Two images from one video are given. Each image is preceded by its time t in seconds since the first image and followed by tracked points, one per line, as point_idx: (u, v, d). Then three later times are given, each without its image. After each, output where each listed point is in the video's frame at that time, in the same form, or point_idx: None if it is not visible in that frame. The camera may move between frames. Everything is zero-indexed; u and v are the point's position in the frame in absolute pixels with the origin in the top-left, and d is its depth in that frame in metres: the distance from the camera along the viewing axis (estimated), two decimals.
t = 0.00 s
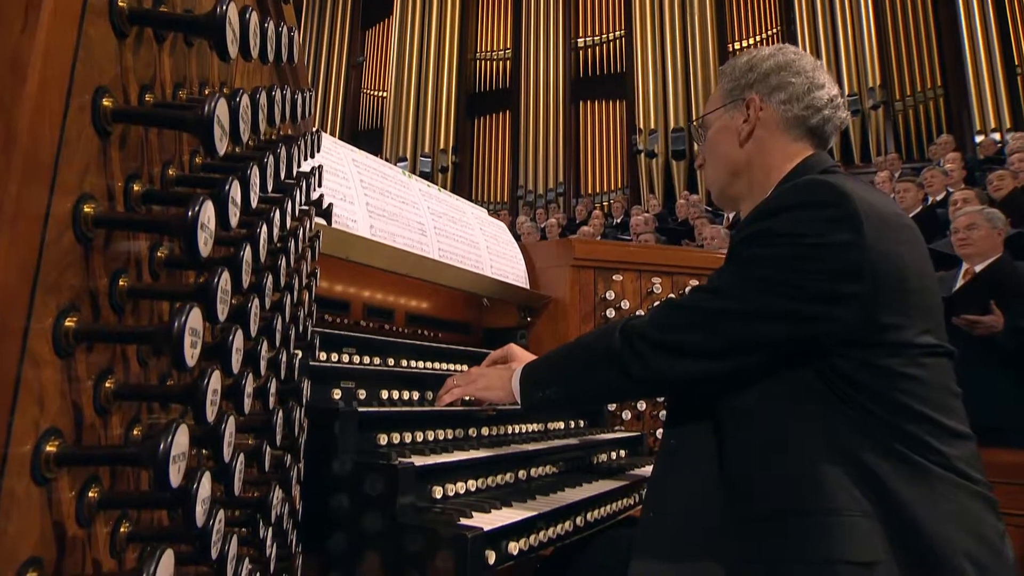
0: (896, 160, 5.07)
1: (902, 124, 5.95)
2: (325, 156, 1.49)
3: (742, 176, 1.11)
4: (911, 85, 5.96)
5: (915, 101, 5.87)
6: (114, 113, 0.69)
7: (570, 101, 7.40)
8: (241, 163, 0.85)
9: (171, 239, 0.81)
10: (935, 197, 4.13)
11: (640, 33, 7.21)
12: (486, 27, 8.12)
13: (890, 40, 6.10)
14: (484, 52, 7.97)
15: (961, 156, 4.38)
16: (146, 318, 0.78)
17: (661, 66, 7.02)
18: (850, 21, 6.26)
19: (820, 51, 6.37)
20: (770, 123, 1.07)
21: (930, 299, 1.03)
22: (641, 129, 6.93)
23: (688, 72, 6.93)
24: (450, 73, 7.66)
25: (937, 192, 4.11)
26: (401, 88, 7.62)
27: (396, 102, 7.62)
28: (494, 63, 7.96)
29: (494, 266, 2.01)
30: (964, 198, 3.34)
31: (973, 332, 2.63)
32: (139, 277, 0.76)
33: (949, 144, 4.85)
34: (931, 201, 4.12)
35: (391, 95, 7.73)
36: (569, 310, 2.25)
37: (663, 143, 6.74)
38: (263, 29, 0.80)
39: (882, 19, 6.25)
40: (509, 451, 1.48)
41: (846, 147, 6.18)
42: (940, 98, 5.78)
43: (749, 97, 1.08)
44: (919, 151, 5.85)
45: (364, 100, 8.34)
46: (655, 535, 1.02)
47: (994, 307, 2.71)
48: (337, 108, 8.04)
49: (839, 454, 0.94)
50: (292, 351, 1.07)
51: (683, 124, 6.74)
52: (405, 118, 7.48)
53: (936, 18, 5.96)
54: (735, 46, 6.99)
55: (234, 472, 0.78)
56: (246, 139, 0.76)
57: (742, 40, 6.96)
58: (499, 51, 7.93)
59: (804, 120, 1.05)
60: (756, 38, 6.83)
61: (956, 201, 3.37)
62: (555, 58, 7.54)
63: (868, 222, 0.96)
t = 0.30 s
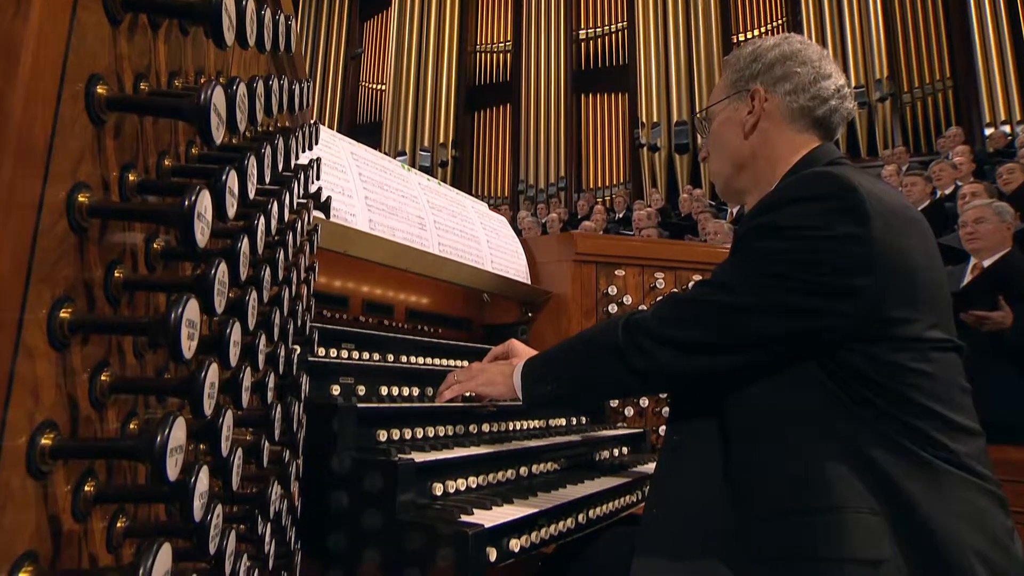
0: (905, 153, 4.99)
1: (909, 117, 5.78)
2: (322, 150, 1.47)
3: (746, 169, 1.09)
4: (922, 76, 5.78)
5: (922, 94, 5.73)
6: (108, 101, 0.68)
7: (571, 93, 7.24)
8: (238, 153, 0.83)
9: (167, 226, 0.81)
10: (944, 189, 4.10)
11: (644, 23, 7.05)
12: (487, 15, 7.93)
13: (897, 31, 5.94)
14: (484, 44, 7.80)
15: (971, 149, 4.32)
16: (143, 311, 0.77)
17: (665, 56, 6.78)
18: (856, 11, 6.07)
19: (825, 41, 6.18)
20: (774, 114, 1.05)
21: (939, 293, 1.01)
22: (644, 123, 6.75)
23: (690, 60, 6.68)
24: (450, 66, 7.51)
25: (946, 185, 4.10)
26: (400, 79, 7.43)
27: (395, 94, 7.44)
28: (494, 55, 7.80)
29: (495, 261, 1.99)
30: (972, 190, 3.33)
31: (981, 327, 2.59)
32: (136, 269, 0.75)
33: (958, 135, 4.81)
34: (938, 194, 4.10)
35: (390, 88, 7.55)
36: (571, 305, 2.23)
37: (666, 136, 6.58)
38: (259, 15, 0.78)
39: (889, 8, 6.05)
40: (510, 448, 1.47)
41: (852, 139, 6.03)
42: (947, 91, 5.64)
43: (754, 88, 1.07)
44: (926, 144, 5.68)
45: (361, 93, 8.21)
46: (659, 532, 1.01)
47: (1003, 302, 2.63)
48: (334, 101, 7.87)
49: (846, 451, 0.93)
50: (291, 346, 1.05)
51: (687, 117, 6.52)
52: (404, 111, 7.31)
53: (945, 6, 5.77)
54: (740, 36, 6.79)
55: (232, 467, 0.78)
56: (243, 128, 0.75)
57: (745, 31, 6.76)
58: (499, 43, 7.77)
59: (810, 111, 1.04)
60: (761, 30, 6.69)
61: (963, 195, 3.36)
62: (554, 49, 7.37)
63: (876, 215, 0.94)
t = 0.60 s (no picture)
0: (913, 146, 4.94)
1: (920, 109, 5.65)
2: (321, 142, 1.46)
3: (753, 160, 1.08)
4: (932, 67, 5.64)
5: (933, 85, 5.61)
6: (102, 87, 0.66)
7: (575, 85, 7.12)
8: (235, 143, 0.82)
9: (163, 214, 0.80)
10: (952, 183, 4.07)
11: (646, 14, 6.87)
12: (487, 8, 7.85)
13: (909, 20, 5.79)
14: (484, 36, 7.69)
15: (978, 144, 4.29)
16: (140, 302, 0.76)
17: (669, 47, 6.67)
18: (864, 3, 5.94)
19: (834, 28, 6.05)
20: (781, 105, 1.04)
21: (948, 286, 1.00)
22: (647, 116, 6.57)
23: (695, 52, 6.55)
24: (450, 59, 7.42)
25: (956, 179, 4.04)
26: (400, 72, 7.35)
27: (395, 89, 7.38)
28: (495, 47, 7.68)
29: (496, 255, 1.98)
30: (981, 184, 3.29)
31: (990, 323, 2.45)
32: (132, 259, 0.74)
33: (969, 126, 4.77)
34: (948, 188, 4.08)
35: (390, 81, 7.48)
36: (573, 300, 2.23)
37: (669, 130, 6.43)
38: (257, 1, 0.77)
39: None
40: (512, 444, 1.45)
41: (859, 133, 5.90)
42: (959, 83, 5.49)
43: (760, 78, 1.05)
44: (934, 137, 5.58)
45: (360, 86, 8.13)
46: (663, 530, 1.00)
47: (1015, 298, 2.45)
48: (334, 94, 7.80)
49: (852, 447, 0.92)
50: (289, 340, 1.04)
51: (690, 109, 6.38)
52: (404, 106, 7.25)
53: None
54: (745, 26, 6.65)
55: (230, 461, 0.77)
56: (241, 117, 0.73)
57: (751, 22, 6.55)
58: (500, 36, 7.63)
59: (818, 102, 1.02)
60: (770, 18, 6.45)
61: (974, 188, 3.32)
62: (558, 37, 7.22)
63: (885, 208, 0.93)
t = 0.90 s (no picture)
0: (920, 139, 4.88)
1: (926, 101, 5.64)
2: (319, 136, 1.44)
3: (758, 153, 1.07)
4: (943, 57, 5.59)
5: (941, 77, 5.58)
6: (94, 76, 0.65)
7: (577, 78, 7.04)
8: (231, 134, 0.81)
9: (157, 207, 0.78)
10: (961, 177, 4.02)
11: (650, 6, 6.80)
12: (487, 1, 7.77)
13: (915, 11, 5.72)
14: (484, 30, 7.61)
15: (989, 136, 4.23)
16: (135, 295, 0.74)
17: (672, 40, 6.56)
18: None
19: (841, 18, 5.97)
20: (786, 96, 1.02)
21: (957, 278, 0.98)
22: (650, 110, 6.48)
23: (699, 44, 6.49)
24: (450, 53, 7.31)
25: (965, 172, 4.00)
26: (400, 67, 7.28)
27: (394, 83, 7.26)
28: (494, 40, 7.59)
29: (496, 250, 1.96)
30: (990, 177, 3.24)
31: (999, 319, 2.44)
32: (126, 252, 0.72)
33: (979, 118, 4.66)
34: (957, 181, 4.04)
35: (388, 75, 7.34)
36: (575, 295, 2.21)
37: (672, 124, 6.32)
38: None
39: None
40: (513, 440, 1.44)
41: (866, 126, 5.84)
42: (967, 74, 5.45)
43: (765, 69, 1.04)
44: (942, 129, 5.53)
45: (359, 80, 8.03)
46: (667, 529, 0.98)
47: None
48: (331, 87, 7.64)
49: (858, 443, 0.90)
50: (287, 335, 1.03)
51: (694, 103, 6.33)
52: (404, 100, 7.10)
53: None
54: (749, 18, 6.54)
55: (227, 457, 0.75)
56: (236, 107, 0.72)
57: (756, 13, 6.47)
58: (500, 29, 7.58)
59: (824, 92, 1.01)
60: (774, 10, 6.39)
61: (982, 181, 3.27)
62: (559, 31, 7.18)
63: (892, 200, 0.91)
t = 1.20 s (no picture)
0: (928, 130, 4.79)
1: (936, 91, 5.56)
2: (316, 129, 1.43)
3: (763, 144, 1.05)
4: (949, 47, 5.52)
5: (949, 67, 5.48)
6: (85, 62, 0.63)
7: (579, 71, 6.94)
8: (226, 124, 0.79)
9: (150, 198, 0.77)
10: (970, 169, 3.94)
11: None
12: None
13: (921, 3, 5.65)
14: (485, 22, 7.51)
15: (998, 127, 4.12)
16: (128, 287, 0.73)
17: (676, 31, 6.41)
18: None
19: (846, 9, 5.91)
20: (792, 86, 1.01)
21: (967, 270, 0.96)
22: (652, 102, 6.39)
23: (704, 34, 6.33)
24: (450, 46, 7.24)
25: (973, 164, 3.91)
26: (399, 60, 7.20)
27: (393, 75, 7.19)
28: (494, 32, 7.49)
29: (497, 245, 1.95)
30: (999, 170, 3.18)
31: (1008, 314, 2.40)
32: (119, 243, 0.71)
33: (987, 109, 4.53)
34: (965, 173, 3.97)
35: (387, 67, 7.24)
36: (577, 290, 2.20)
37: (675, 117, 6.20)
38: None
39: None
40: (514, 437, 1.43)
41: (872, 119, 5.76)
42: (977, 66, 5.39)
43: (771, 58, 1.02)
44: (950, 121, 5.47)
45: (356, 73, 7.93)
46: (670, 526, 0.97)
47: None
48: (329, 79, 7.55)
49: (865, 439, 0.89)
50: (284, 330, 1.01)
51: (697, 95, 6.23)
52: (401, 93, 7.06)
53: None
54: (754, 8, 6.44)
55: (223, 451, 0.74)
56: (230, 95, 0.70)
57: (759, 5, 6.38)
58: (500, 20, 7.46)
59: (831, 82, 0.99)
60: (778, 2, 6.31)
61: (991, 173, 3.20)
62: (560, 21, 7.02)
63: (900, 191, 0.89)
